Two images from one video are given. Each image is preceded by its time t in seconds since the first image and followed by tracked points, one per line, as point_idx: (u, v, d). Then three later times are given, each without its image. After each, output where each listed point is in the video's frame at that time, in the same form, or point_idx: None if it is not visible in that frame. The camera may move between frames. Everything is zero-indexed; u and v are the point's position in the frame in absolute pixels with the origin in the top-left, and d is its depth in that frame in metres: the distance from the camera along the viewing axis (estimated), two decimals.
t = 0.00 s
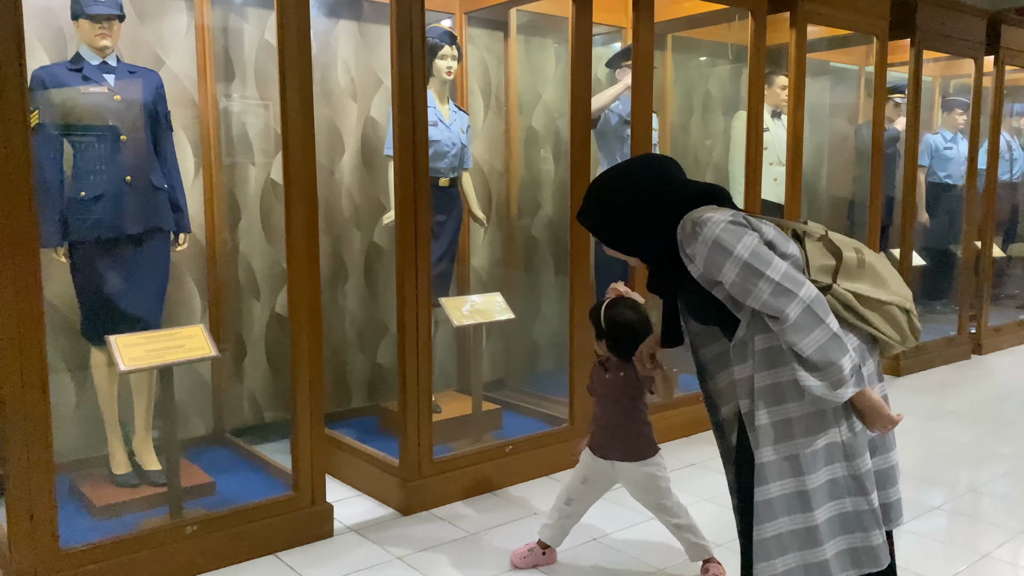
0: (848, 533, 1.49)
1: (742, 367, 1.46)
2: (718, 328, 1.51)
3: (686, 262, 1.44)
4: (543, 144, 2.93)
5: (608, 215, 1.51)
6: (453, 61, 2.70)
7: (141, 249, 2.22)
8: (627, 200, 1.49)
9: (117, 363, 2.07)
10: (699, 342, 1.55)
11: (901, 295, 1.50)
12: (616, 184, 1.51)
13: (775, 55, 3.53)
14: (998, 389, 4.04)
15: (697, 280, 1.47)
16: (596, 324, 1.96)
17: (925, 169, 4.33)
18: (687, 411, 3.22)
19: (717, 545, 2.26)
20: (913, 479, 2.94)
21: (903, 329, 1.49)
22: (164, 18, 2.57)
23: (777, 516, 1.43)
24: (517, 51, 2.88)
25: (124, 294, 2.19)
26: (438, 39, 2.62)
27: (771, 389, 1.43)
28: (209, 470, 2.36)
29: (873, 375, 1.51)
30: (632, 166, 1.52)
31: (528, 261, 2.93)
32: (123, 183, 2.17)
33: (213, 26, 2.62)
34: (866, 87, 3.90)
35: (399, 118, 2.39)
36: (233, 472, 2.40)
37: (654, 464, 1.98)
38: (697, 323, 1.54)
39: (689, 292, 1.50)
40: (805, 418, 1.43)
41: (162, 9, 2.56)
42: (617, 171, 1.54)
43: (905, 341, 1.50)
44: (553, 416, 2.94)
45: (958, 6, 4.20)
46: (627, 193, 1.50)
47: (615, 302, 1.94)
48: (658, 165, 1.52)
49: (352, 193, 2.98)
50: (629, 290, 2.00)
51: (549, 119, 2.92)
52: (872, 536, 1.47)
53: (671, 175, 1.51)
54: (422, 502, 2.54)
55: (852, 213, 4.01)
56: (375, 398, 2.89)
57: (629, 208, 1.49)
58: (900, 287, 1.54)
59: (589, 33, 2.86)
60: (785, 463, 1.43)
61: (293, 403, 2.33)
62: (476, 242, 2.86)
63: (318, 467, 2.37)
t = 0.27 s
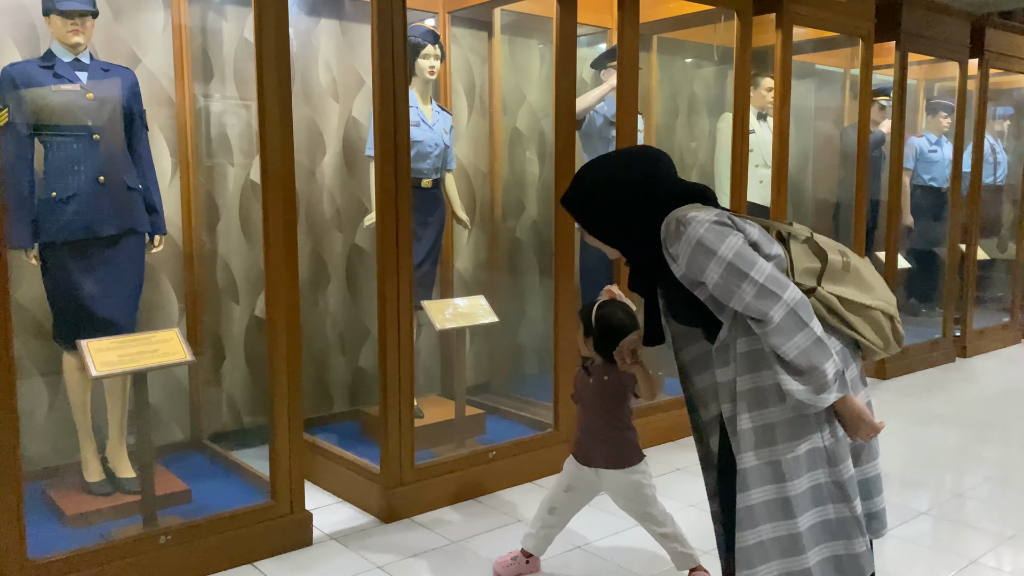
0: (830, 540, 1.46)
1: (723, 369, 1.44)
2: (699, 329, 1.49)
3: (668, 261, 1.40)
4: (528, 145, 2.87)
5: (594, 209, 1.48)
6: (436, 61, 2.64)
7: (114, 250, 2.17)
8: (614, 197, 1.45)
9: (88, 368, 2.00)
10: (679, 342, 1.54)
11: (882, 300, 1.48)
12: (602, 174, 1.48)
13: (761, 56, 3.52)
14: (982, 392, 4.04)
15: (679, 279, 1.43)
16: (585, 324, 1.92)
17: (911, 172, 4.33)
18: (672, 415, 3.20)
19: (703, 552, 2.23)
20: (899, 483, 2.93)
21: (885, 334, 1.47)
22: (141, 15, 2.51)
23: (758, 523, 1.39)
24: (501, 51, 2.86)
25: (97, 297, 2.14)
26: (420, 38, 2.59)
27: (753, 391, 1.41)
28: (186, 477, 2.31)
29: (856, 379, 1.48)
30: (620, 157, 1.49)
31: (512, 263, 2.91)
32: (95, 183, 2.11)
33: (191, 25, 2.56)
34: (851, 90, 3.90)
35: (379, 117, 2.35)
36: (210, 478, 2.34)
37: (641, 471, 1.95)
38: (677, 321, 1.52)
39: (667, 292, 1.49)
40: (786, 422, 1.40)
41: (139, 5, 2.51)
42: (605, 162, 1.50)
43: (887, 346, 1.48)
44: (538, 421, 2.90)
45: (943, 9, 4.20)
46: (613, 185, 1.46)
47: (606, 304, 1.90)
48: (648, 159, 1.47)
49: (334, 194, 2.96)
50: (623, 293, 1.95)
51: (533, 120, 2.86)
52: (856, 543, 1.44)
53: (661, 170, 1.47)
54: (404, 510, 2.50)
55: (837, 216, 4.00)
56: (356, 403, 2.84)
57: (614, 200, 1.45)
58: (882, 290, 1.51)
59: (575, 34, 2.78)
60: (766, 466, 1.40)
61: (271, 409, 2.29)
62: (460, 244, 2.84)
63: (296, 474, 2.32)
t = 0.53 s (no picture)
0: (783, 545, 1.40)
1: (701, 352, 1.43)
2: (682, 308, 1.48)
3: (674, 221, 1.39)
4: (511, 147, 2.85)
5: (623, 153, 1.47)
6: (418, 59, 2.60)
7: (87, 253, 2.09)
8: (646, 149, 1.44)
9: (60, 374, 1.93)
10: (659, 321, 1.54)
11: (867, 321, 1.46)
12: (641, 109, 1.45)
13: (744, 58, 3.51)
14: (964, 394, 4.06)
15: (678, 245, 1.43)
16: (575, 329, 1.86)
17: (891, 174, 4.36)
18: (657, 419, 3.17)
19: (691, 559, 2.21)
20: (883, 486, 2.92)
21: (864, 355, 1.44)
22: (116, 11, 2.45)
23: (705, 507, 1.39)
24: (483, 51, 2.82)
25: (69, 301, 2.07)
26: (402, 36, 2.54)
27: (728, 378, 1.39)
28: (162, 486, 2.25)
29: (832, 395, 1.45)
30: (665, 100, 1.45)
31: (496, 266, 2.87)
32: (66, 183, 2.04)
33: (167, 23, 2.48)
34: (832, 92, 3.91)
35: (361, 116, 2.30)
36: (186, 486, 2.28)
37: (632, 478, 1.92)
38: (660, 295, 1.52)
39: (661, 262, 1.48)
40: (755, 416, 1.38)
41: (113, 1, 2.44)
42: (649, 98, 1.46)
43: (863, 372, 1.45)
44: (522, 426, 2.86)
45: (924, 12, 4.22)
46: (646, 124, 1.44)
47: (597, 310, 1.85)
48: (691, 118, 1.44)
49: (314, 194, 2.90)
50: (614, 299, 1.93)
51: (516, 121, 2.84)
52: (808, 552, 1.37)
53: (700, 133, 1.44)
54: (388, 517, 2.45)
55: (820, 218, 4.01)
56: (338, 408, 2.79)
57: (644, 151, 1.44)
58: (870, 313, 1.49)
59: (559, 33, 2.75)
60: (724, 454, 1.39)
61: (250, 415, 2.22)
62: (442, 246, 2.81)
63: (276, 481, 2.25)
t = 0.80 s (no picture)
0: (704, 551, 1.39)
1: (666, 341, 1.42)
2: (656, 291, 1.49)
3: (687, 194, 1.39)
4: (482, 149, 2.81)
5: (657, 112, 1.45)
6: (391, 59, 2.55)
7: (45, 259, 2.00)
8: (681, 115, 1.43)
9: (18, 388, 1.83)
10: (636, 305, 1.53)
11: (839, 371, 1.42)
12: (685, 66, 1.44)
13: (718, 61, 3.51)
14: (932, 396, 4.11)
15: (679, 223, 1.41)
16: (555, 337, 1.81)
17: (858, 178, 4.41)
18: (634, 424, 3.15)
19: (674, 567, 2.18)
20: (854, 489, 2.94)
21: (824, 403, 1.39)
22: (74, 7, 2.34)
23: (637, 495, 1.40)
24: (455, 51, 2.79)
25: (27, 310, 1.97)
26: (375, 35, 2.47)
27: (687, 373, 1.39)
28: (125, 501, 2.18)
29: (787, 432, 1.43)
30: (712, 65, 1.45)
31: (470, 271, 2.83)
32: (24, 186, 1.95)
33: (129, 24, 2.40)
34: (797, 98, 3.91)
35: (334, 114, 2.23)
36: (149, 501, 2.20)
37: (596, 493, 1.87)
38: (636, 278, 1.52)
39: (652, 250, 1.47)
40: (706, 418, 1.36)
41: None
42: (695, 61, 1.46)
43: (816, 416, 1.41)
44: (498, 433, 2.81)
45: (891, 17, 4.27)
46: (685, 79, 1.43)
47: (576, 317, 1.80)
48: (733, 101, 1.43)
49: (281, 197, 2.83)
50: (594, 306, 1.87)
51: (489, 123, 2.79)
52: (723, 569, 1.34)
53: (737, 118, 1.43)
54: (361, 530, 2.38)
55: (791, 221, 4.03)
56: (308, 417, 2.72)
57: (675, 117, 1.43)
58: (846, 367, 1.45)
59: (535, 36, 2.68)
60: (666, 449, 1.39)
61: (220, 425, 2.10)
62: (415, 249, 2.76)
63: (247, 495, 2.13)
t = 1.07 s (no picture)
0: (670, 569, 1.41)
1: (654, 347, 1.41)
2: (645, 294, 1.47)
3: (691, 196, 1.38)
4: (465, 154, 2.76)
5: (678, 93, 1.44)
6: (376, 63, 2.50)
7: (17, 271, 1.92)
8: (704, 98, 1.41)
9: None
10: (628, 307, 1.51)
11: (824, 409, 1.36)
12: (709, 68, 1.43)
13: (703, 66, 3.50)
14: (916, 400, 4.13)
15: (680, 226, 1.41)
16: (550, 353, 1.77)
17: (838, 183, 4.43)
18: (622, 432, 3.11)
19: None
20: (837, 495, 2.93)
21: (796, 439, 1.36)
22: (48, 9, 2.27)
23: (608, 506, 1.42)
24: (438, 56, 2.72)
25: None
26: (359, 39, 2.44)
27: (673, 381, 1.39)
28: (102, 519, 2.10)
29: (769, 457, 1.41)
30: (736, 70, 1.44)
31: (453, 277, 2.75)
32: None
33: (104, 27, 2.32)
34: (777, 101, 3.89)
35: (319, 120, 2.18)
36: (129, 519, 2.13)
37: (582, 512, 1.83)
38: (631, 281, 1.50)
39: (645, 251, 1.46)
40: (685, 430, 1.37)
41: None
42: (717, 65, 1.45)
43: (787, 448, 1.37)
44: (488, 444, 2.76)
45: (871, 22, 4.30)
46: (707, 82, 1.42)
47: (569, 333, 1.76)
48: (755, 92, 1.42)
49: (262, 205, 2.74)
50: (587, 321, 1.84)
51: (472, 128, 2.75)
52: None
53: (756, 120, 1.43)
54: (348, 548, 2.32)
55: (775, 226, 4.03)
56: (291, 430, 2.64)
57: (696, 99, 1.42)
58: (841, 407, 1.38)
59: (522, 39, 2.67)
60: (643, 460, 1.40)
61: (203, 439, 2.02)
62: (398, 257, 2.68)
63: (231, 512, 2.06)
